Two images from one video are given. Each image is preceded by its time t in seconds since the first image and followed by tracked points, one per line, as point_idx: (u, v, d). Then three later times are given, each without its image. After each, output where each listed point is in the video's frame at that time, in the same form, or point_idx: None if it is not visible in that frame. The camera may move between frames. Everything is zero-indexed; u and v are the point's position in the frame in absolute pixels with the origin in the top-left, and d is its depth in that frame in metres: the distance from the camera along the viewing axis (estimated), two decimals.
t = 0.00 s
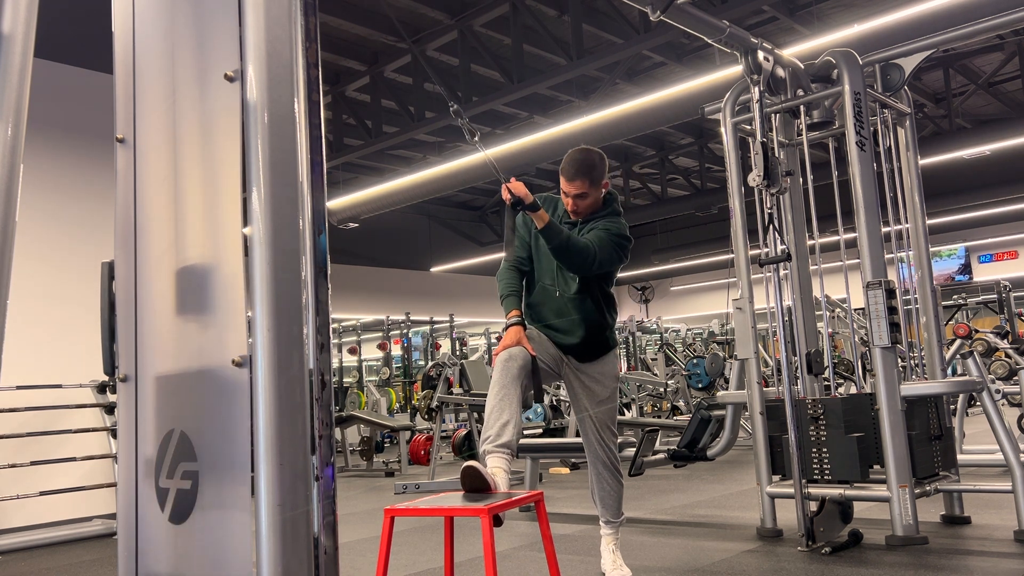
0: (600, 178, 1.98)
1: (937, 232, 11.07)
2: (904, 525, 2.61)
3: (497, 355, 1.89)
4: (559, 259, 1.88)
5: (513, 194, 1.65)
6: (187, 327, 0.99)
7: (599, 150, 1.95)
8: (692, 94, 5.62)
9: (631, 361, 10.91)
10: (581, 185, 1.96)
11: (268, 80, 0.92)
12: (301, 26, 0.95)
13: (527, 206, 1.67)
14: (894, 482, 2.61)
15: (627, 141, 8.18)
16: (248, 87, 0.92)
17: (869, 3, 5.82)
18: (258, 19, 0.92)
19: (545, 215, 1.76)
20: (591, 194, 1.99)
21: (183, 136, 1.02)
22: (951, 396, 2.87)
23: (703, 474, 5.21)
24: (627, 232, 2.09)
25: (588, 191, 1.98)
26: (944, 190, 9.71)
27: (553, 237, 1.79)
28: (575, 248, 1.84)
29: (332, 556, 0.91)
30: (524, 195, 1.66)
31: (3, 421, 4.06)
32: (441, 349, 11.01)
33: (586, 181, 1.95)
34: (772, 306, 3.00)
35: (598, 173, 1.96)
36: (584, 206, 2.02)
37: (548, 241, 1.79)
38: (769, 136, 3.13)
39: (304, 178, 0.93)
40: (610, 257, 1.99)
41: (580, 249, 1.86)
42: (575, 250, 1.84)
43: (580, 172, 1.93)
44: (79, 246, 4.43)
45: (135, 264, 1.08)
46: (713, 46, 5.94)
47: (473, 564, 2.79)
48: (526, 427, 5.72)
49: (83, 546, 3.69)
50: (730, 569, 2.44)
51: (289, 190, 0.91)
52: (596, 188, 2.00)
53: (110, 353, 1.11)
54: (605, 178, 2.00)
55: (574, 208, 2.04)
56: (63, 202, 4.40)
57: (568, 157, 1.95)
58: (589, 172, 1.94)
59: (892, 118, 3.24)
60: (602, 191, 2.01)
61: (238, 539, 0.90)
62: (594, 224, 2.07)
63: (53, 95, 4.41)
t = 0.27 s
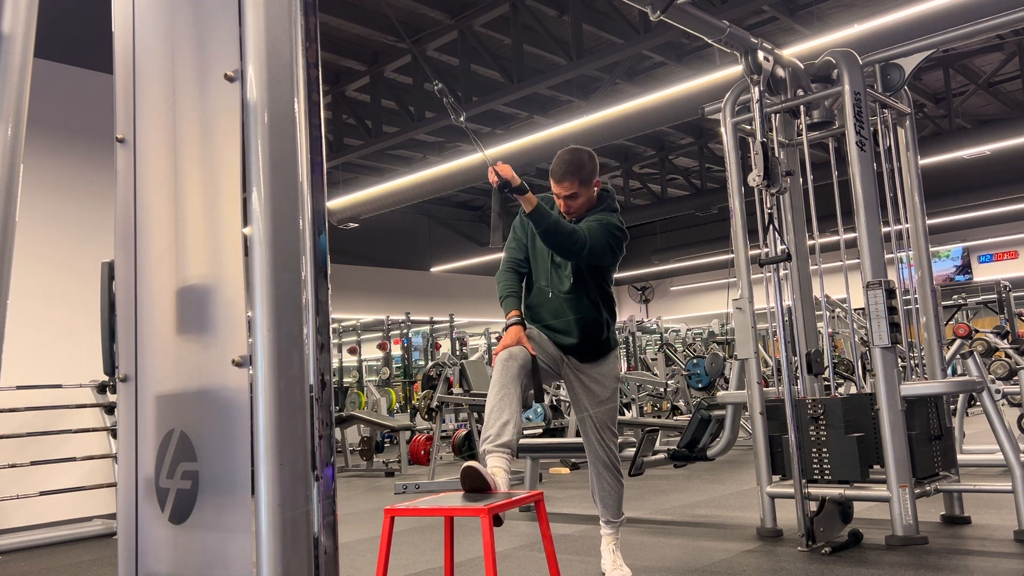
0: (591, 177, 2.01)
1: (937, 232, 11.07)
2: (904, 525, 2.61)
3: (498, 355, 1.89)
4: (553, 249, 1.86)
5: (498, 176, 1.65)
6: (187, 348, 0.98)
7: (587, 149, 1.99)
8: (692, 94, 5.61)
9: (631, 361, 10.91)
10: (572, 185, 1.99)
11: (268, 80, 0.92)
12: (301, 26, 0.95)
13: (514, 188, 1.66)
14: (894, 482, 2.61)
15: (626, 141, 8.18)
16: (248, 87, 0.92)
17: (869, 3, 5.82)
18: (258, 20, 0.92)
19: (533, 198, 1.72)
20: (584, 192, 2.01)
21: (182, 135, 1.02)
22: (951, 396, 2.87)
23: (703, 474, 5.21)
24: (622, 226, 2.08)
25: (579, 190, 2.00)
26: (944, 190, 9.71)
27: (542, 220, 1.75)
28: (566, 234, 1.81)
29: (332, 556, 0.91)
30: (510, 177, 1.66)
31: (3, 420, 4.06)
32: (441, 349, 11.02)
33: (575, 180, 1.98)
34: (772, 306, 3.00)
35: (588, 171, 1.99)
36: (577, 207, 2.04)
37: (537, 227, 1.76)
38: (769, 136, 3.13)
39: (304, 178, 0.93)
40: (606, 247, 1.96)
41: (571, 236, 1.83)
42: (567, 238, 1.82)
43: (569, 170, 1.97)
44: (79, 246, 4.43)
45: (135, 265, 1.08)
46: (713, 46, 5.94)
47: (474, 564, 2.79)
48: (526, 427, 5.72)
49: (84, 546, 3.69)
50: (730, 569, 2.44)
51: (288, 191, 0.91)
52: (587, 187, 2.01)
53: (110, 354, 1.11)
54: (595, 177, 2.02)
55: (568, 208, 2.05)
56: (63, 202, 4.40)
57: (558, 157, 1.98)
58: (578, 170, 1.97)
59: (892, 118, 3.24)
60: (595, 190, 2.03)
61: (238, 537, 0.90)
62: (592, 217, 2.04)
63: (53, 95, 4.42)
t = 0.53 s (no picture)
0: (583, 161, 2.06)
1: (938, 232, 11.07)
2: (904, 525, 2.61)
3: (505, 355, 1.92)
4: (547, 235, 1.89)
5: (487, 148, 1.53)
6: (187, 360, 0.98)
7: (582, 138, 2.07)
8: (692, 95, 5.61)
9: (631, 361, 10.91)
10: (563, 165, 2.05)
11: (268, 80, 0.92)
12: (301, 26, 0.95)
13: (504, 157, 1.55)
14: (895, 482, 2.61)
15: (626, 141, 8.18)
16: (248, 87, 0.92)
17: (869, 3, 5.82)
18: (258, 19, 0.92)
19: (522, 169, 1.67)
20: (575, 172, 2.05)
21: (183, 135, 1.02)
22: (951, 396, 2.87)
23: (703, 474, 5.21)
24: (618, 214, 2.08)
25: (569, 168, 2.05)
26: (944, 190, 9.71)
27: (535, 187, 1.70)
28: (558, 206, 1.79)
29: (332, 556, 0.91)
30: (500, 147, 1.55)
31: (3, 421, 4.07)
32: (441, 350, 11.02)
33: (563, 157, 2.04)
34: (772, 306, 3.00)
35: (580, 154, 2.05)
36: (571, 188, 2.06)
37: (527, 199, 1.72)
38: (769, 135, 3.13)
39: (304, 178, 0.93)
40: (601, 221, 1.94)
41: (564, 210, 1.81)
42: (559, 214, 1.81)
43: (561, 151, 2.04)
44: (79, 246, 4.43)
45: (135, 266, 1.07)
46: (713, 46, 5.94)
47: (474, 564, 2.79)
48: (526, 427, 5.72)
49: (84, 546, 3.69)
50: (730, 569, 2.44)
51: (289, 191, 0.91)
52: (578, 167, 2.05)
53: (110, 354, 1.11)
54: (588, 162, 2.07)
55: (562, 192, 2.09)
56: (63, 201, 4.40)
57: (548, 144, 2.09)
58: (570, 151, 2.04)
59: (892, 118, 3.23)
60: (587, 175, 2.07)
61: (239, 536, 0.90)
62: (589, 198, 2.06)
63: (52, 95, 4.42)
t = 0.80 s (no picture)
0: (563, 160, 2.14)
1: (938, 232, 11.07)
2: (904, 525, 2.61)
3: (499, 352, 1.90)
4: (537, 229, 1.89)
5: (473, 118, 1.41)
6: (186, 365, 0.97)
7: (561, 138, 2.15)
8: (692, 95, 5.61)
9: (631, 361, 10.90)
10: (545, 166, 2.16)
11: (268, 80, 0.91)
12: (301, 26, 0.95)
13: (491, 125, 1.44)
14: (894, 482, 2.61)
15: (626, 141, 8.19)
16: (249, 87, 0.92)
17: (869, 3, 5.82)
18: (258, 20, 0.92)
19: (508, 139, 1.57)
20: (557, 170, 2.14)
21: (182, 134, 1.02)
22: (951, 396, 2.87)
23: (703, 474, 5.21)
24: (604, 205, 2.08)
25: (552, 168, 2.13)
26: (944, 190, 9.71)
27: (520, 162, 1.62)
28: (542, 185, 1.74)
29: (332, 556, 0.91)
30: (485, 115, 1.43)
31: (3, 421, 4.06)
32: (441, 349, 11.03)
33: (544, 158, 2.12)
34: (772, 306, 3.00)
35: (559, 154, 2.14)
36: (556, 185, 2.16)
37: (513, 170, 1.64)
38: (769, 135, 3.13)
39: (304, 179, 0.93)
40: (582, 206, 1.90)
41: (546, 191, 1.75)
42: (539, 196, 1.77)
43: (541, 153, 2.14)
44: (78, 246, 4.43)
45: (134, 266, 1.07)
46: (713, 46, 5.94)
47: (474, 564, 2.79)
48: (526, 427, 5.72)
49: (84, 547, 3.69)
50: (730, 569, 2.44)
51: (289, 191, 0.91)
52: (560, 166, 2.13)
53: (110, 353, 1.10)
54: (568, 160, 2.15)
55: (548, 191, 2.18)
56: (62, 201, 4.39)
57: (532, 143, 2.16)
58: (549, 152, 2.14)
59: (892, 118, 3.23)
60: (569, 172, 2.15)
61: (239, 538, 0.90)
62: (573, 190, 2.10)
63: (52, 95, 4.41)
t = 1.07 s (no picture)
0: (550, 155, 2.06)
1: (938, 232, 11.07)
2: (904, 525, 2.61)
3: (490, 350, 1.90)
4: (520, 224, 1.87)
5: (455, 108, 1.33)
6: (186, 366, 0.97)
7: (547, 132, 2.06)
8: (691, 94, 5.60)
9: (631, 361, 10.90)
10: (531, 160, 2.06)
11: (268, 79, 0.91)
12: (301, 27, 0.95)
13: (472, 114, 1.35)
14: (895, 482, 2.61)
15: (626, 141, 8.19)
16: (249, 87, 0.92)
17: (869, 3, 5.82)
18: (258, 20, 0.92)
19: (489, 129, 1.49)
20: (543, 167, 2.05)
21: (182, 134, 1.02)
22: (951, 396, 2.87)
23: (703, 474, 5.21)
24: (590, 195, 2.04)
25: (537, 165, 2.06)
26: (944, 190, 9.72)
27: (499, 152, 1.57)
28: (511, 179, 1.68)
29: (332, 557, 0.91)
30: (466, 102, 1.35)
31: (3, 421, 4.06)
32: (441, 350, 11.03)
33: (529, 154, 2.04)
34: (772, 306, 3.00)
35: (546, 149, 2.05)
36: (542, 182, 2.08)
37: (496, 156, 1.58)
38: (769, 135, 3.14)
39: (304, 179, 0.93)
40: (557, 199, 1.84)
41: (517, 185, 1.70)
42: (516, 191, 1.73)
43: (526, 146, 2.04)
44: (78, 246, 4.43)
45: (134, 266, 1.07)
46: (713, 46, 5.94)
47: (473, 564, 2.79)
48: (526, 427, 5.72)
49: (83, 547, 3.68)
50: (730, 569, 2.44)
51: (289, 191, 0.91)
52: (546, 162, 2.06)
53: (110, 354, 1.10)
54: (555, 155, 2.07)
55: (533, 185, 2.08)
56: (61, 201, 4.39)
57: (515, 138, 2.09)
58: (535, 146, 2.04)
59: (892, 118, 3.23)
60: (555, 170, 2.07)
61: (238, 539, 0.89)
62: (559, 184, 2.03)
63: (52, 95, 4.41)
